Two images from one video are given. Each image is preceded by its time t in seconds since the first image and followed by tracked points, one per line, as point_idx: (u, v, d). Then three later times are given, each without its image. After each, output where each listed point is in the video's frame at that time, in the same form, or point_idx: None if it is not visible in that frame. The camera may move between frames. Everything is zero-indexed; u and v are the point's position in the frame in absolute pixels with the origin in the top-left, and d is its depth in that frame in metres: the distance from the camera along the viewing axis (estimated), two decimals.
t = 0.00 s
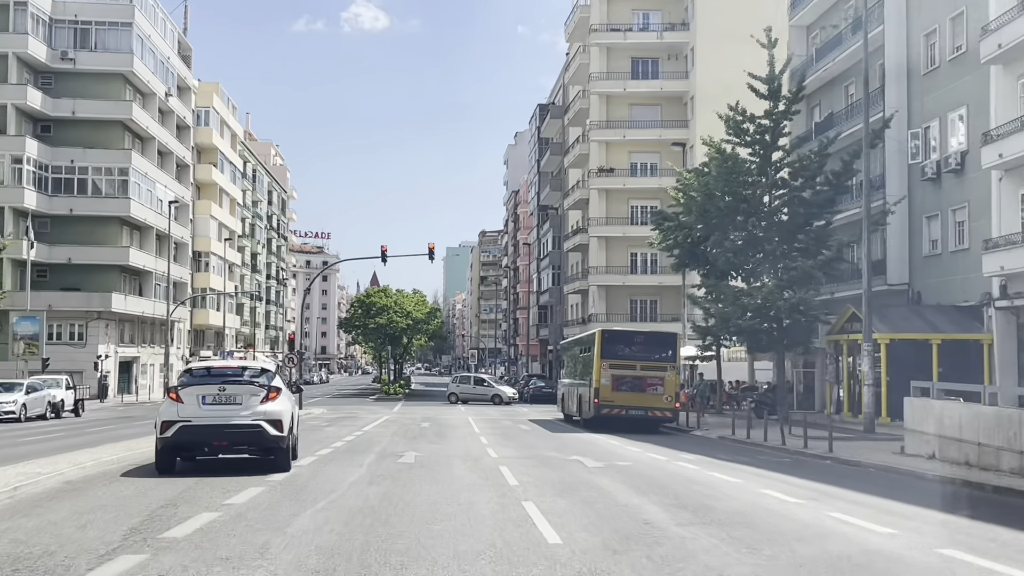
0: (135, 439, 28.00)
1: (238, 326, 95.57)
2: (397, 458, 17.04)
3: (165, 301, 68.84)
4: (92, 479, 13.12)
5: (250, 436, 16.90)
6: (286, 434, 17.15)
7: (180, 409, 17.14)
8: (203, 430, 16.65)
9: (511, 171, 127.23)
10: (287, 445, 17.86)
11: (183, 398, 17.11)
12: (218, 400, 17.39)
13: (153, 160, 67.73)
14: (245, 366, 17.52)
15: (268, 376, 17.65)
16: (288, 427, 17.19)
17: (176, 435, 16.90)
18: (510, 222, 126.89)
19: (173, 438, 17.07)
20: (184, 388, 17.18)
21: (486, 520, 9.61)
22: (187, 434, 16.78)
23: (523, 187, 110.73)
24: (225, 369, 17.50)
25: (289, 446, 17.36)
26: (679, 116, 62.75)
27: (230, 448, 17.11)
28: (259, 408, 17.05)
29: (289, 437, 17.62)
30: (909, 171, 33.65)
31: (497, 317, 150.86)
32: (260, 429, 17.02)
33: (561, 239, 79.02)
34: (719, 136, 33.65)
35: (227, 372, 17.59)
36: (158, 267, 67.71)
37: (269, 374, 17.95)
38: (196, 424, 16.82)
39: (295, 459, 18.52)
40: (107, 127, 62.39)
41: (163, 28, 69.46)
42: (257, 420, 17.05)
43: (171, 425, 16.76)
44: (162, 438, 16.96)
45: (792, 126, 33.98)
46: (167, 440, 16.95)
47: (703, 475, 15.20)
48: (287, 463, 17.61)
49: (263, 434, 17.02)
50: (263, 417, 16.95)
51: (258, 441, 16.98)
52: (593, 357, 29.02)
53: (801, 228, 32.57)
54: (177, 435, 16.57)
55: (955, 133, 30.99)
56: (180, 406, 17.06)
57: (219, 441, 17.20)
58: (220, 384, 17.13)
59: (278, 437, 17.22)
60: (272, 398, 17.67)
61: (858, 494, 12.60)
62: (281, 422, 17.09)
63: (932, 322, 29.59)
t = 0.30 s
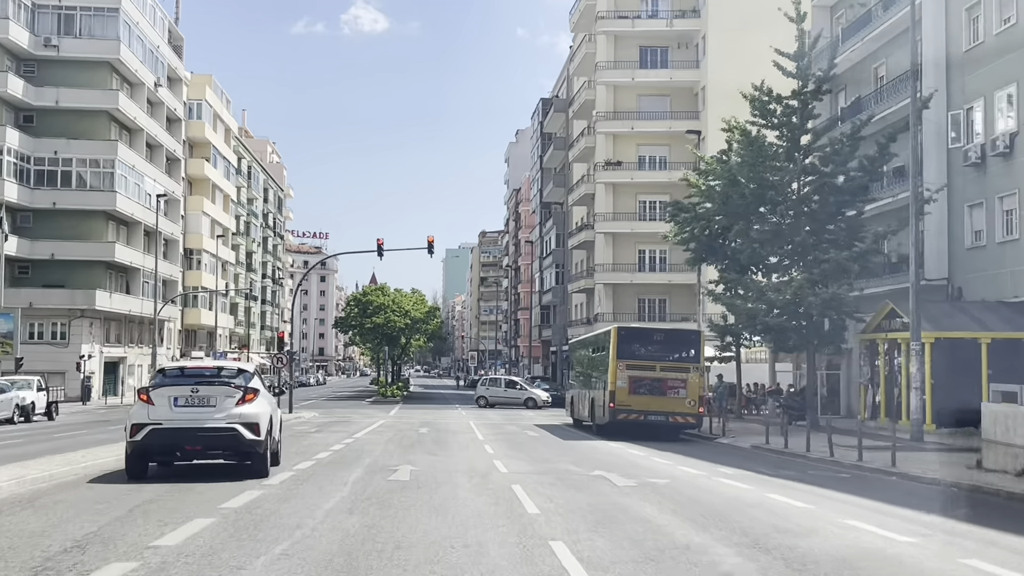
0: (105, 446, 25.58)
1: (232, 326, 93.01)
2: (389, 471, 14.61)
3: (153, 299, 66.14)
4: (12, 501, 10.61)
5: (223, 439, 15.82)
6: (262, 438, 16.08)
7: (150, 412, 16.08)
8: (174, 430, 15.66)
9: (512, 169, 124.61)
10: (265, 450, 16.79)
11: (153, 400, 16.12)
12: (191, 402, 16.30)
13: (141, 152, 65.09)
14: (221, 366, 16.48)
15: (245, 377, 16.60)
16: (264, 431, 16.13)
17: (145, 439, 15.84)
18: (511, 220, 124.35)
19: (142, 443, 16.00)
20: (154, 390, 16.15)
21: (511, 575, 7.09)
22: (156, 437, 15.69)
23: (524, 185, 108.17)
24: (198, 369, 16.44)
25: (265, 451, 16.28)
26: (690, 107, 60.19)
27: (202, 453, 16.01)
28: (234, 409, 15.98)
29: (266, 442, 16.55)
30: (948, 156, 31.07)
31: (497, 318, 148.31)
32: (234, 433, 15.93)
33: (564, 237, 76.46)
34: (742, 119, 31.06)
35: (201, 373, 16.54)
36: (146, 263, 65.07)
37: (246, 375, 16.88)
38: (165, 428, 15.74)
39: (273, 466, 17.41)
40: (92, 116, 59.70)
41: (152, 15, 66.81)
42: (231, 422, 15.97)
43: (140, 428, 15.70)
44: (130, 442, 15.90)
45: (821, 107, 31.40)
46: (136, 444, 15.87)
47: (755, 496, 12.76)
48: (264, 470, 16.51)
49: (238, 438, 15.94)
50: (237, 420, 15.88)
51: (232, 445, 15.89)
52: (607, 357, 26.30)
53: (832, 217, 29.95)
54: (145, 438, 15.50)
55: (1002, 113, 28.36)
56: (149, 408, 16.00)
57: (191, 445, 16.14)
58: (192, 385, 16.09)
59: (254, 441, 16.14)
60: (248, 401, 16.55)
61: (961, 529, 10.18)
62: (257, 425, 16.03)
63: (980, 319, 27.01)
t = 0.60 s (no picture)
0: (72, 456, 23.27)
1: (225, 328, 90.58)
2: (379, 493, 12.24)
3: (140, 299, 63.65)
4: None
5: (197, 446, 14.93)
6: (238, 446, 15.21)
7: (119, 417, 15.17)
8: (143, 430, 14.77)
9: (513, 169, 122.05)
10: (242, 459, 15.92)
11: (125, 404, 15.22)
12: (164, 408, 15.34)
13: (128, 146, 62.55)
14: (196, 370, 15.59)
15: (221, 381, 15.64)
16: (242, 438, 15.27)
17: (114, 447, 14.93)
18: (512, 221, 121.84)
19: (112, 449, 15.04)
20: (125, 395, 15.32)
21: None
22: (125, 444, 14.78)
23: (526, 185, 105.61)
24: (171, 373, 15.55)
25: (242, 459, 15.40)
26: (700, 100, 57.71)
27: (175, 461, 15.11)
28: (208, 415, 15.10)
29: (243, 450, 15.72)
30: (992, 142, 28.59)
31: (497, 322, 145.77)
32: (209, 440, 15.04)
33: (567, 236, 74.03)
34: (767, 102, 28.60)
35: (174, 377, 15.63)
36: (134, 262, 62.58)
37: (221, 379, 15.98)
38: (136, 435, 14.84)
39: (249, 477, 16.46)
40: (75, 107, 57.05)
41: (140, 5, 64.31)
42: (205, 429, 15.10)
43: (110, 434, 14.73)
44: (99, 450, 14.98)
45: (853, 90, 28.92)
46: (105, 452, 14.95)
47: (832, 529, 10.48)
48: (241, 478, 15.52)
49: (213, 446, 15.07)
50: (212, 427, 15.00)
51: (206, 453, 15.02)
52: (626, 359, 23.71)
53: (867, 207, 27.29)
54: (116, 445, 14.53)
55: None
56: (119, 414, 15.12)
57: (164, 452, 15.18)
58: (165, 390, 15.18)
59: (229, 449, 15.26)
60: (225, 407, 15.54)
61: None
62: (233, 431, 15.16)
63: None
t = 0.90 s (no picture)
0: (31, 466, 21.16)
1: (218, 331, 88.29)
2: (367, 521, 10.08)
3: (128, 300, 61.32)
4: None
5: (169, 456, 13.80)
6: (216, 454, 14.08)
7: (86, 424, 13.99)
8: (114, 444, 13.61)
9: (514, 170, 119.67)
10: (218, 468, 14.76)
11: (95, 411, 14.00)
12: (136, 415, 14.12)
13: (115, 139, 59.91)
14: (172, 374, 14.40)
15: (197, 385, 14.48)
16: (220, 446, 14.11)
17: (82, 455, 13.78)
18: (512, 223, 119.45)
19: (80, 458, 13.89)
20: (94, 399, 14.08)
21: None
22: (94, 453, 13.67)
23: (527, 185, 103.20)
24: (144, 377, 14.36)
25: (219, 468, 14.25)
26: (710, 93, 55.36)
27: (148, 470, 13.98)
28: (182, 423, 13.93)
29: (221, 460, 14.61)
30: None
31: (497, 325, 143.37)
32: (182, 448, 13.92)
33: (571, 236, 71.70)
34: (797, 83, 26.44)
35: (147, 381, 14.43)
36: (121, 260, 60.23)
37: (197, 384, 14.79)
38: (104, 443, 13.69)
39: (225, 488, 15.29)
40: (60, 99, 54.69)
41: None
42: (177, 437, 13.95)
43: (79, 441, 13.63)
44: (65, 459, 13.84)
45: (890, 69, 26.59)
46: (72, 461, 13.81)
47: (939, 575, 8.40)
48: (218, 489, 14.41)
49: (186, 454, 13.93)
50: (185, 435, 13.86)
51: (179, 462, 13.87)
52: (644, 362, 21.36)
53: (908, 195, 24.83)
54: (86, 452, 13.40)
55: None
56: (87, 420, 13.95)
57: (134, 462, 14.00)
58: (135, 396, 13.99)
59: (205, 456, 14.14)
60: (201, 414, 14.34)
61: None
62: (210, 439, 14.02)
63: None
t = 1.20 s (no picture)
0: None
1: (211, 334, 86.12)
2: (351, 556, 8.17)
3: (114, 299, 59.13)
4: None
5: (145, 463, 13.02)
6: (193, 461, 13.32)
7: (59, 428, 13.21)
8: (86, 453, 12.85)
9: (513, 170, 117.36)
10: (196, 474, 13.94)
11: (65, 415, 13.19)
12: (109, 419, 13.30)
13: (101, 133, 57.58)
14: (149, 377, 13.64)
15: (176, 388, 13.69)
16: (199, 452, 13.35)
17: (53, 461, 13.03)
18: (512, 224, 117.16)
19: (51, 465, 13.11)
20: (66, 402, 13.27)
21: None
22: (65, 458, 12.90)
23: (528, 185, 100.87)
24: (121, 380, 13.59)
25: (197, 475, 13.49)
26: (720, 85, 53.08)
27: (122, 477, 13.22)
28: (158, 428, 13.16)
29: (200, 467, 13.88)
30: None
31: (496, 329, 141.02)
32: (158, 455, 13.15)
33: (574, 235, 69.46)
34: (830, 63, 24.25)
35: (123, 384, 13.65)
36: (107, 258, 57.97)
37: (177, 386, 13.98)
38: (76, 447, 12.93)
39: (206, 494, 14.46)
40: (43, 90, 52.35)
41: None
42: (153, 443, 13.18)
43: (49, 447, 12.87)
44: (37, 464, 13.08)
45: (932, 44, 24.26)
46: (43, 467, 13.05)
47: None
48: (197, 498, 13.61)
49: (162, 461, 13.17)
50: (161, 441, 13.10)
51: (155, 469, 13.11)
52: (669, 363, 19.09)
53: (954, 180, 22.39)
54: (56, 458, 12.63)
55: None
56: (59, 424, 13.18)
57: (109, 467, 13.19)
58: (110, 398, 13.25)
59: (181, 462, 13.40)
60: (177, 417, 13.51)
61: None
62: (188, 445, 13.26)
63: None
